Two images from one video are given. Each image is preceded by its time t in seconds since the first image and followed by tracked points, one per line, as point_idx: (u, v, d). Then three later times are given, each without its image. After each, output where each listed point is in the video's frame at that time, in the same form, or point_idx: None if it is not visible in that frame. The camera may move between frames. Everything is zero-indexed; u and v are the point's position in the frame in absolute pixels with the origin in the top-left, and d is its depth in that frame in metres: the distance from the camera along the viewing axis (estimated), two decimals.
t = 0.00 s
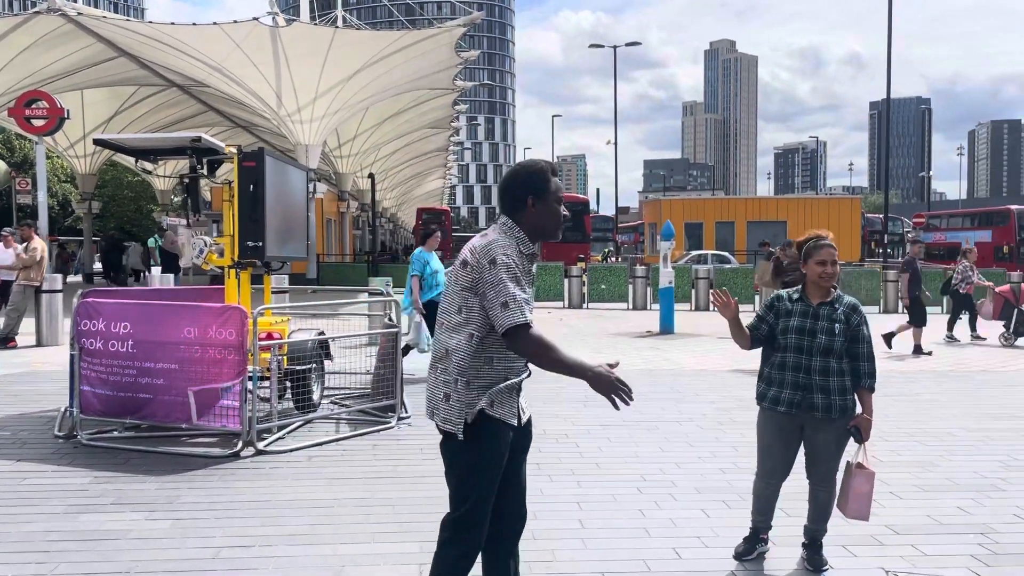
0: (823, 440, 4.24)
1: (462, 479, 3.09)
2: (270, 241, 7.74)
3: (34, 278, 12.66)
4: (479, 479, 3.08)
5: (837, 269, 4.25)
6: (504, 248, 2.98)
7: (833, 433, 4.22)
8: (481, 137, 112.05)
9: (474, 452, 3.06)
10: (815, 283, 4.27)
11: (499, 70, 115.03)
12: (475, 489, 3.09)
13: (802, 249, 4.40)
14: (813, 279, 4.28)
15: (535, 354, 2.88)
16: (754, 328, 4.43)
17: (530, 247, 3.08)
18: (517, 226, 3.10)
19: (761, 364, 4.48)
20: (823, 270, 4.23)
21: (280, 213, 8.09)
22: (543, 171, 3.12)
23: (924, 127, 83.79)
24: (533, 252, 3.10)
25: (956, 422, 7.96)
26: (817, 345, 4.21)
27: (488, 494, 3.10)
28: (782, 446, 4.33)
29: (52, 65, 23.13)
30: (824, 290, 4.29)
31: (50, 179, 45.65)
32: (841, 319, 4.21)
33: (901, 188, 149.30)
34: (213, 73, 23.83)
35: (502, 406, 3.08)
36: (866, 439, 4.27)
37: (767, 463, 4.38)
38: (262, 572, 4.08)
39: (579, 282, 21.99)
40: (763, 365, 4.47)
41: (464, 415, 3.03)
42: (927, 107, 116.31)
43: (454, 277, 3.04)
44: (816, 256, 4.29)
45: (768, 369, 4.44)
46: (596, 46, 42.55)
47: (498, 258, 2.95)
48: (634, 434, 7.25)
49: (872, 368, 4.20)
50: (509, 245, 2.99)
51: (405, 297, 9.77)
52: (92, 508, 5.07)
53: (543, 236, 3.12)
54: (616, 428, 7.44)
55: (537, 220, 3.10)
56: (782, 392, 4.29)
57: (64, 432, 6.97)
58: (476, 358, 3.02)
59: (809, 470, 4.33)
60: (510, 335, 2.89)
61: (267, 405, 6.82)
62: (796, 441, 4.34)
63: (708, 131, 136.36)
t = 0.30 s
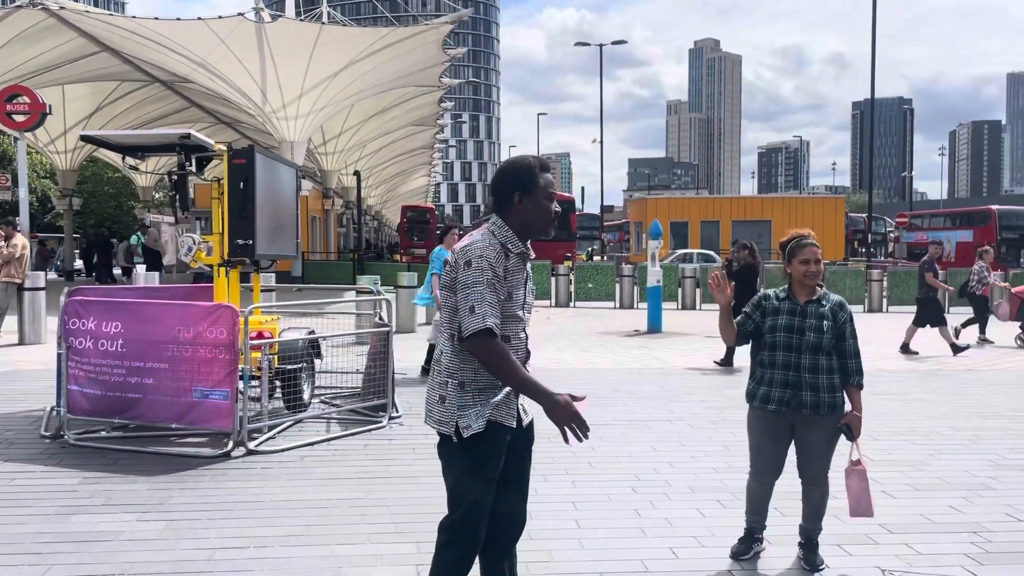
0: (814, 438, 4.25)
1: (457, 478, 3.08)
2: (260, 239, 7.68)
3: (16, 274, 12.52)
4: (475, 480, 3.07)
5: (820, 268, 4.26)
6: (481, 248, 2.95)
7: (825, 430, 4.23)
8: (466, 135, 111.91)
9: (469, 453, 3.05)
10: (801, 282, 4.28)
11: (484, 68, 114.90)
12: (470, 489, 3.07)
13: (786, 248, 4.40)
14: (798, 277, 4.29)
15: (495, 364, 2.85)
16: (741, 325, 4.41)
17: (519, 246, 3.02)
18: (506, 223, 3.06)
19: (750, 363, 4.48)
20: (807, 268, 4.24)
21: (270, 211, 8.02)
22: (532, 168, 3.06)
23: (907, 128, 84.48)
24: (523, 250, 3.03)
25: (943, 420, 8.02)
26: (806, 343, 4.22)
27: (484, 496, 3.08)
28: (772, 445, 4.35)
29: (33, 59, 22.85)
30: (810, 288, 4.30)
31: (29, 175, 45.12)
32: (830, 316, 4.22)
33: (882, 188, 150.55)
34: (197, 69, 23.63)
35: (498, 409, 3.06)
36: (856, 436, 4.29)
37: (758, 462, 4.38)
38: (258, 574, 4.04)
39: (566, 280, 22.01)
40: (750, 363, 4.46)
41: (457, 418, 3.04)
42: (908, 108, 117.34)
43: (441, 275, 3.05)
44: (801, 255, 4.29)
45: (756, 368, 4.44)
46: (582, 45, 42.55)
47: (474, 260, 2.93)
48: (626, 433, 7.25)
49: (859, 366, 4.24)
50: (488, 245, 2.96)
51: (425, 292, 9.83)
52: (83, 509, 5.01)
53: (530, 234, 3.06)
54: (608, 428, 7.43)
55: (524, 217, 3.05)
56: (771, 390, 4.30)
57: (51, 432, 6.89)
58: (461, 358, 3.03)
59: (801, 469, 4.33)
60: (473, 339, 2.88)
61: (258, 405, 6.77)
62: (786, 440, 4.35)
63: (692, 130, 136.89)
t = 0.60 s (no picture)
0: (803, 435, 4.27)
1: (453, 478, 3.05)
2: (252, 236, 7.64)
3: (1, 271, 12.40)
4: (472, 481, 3.04)
5: (805, 265, 4.27)
6: (465, 247, 2.92)
7: (812, 427, 4.26)
8: (454, 134, 111.83)
9: (464, 454, 3.02)
10: (787, 280, 4.28)
11: (472, 66, 114.81)
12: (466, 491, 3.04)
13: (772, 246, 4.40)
14: (784, 275, 4.30)
15: (478, 364, 2.82)
16: (728, 323, 4.41)
17: (507, 243, 2.98)
18: (492, 219, 3.03)
19: (735, 360, 4.50)
20: (791, 266, 4.26)
21: (263, 209, 7.97)
22: (519, 163, 3.03)
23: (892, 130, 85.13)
24: (512, 248, 3.00)
25: (932, 419, 8.09)
26: (792, 339, 4.24)
27: (482, 496, 3.05)
28: (762, 442, 4.36)
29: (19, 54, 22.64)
30: (796, 286, 4.31)
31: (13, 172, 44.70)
32: (816, 312, 4.24)
33: (868, 188, 151.47)
34: (185, 65, 23.48)
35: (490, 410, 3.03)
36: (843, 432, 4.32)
37: (749, 460, 4.40)
38: (256, 572, 4.03)
39: (555, 279, 22.05)
40: (738, 360, 4.47)
41: (451, 418, 3.02)
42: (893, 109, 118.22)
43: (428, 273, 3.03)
44: (788, 252, 4.29)
45: (744, 366, 4.45)
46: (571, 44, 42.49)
47: (457, 260, 2.91)
48: (619, 431, 7.27)
49: (845, 362, 4.28)
50: (473, 243, 2.93)
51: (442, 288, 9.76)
52: (76, 508, 4.97)
53: (517, 230, 3.02)
54: (601, 426, 7.44)
55: (511, 213, 3.01)
56: (758, 386, 4.32)
57: (41, 430, 6.83)
58: (452, 358, 3.02)
59: (792, 466, 4.35)
60: (457, 339, 2.85)
61: (250, 403, 6.73)
62: (775, 438, 4.37)
63: (679, 130, 137.28)
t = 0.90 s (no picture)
0: (792, 433, 4.30)
1: (453, 479, 3.05)
2: (248, 234, 7.62)
3: None
4: (471, 481, 3.05)
5: (791, 262, 4.30)
6: (459, 243, 2.93)
7: (801, 424, 4.28)
8: (447, 133, 111.78)
9: (462, 453, 3.03)
10: (774, 278, 4.32)
11: (464, 66, 114.82)
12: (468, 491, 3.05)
13: (757, 245, 4.44)
14: (770, 273, 4.34)
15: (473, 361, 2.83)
16: (715, 322, 4.46)
17: (500, 240, 3.00)
18: (486, 217, 3.05)
19: (724, 358, 4.53)
20: (778, 264, 4.29)
21: (259, 207, 7.97)
22: (511, 160, 3.04)
23: (883, 131, 85.49)
24: (505, 245, 3.01)
25: (925, 418, 8.14)
26: (780, 337, 4.27)
27: (481, 497, 3.05)
28: (751, 440, 4.40)
29: (10, 50, 22.51)
30: (782, 283, 4.35)
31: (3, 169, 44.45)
32: (802, 310, 4.28)
33: (858, 189, 152.06)
34: (177, 63, 23.40)
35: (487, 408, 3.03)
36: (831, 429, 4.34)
37: (740, 457, 4.43)
38: (255, 570, 4.03)
39: (548, 278, 22.09)
40: (727, 358, 4.51)
41: (447, 416, 3.03)
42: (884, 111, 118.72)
43: (421, 272, 3.04)
44: (773, 250, 4.34)
45: (732, 364, 4.48)
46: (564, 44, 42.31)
47: (451, 256, 2.92)
48: (615, 430, 7.29)
49: (832, 359, 4.30)
50: (467, 239, 2.94)
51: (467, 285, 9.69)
52: (74, 505, 4.97)
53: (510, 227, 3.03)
54: (598, 425, 7.47)
55: (504, 211, 3.03)
56: (746, 384, 4.35)
57: (37, 427, 6.82)
58: (448, 356, 3.03)
59: (783, 464, 4.37)
60: (451, 337, 2.85)
61: (247, 401, 6.71)
62: (766, 435, 4.40)
63: (671, 130, 137.49)
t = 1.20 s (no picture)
0: (783, 433, 4.33)
1: (448, 479, 3.07)
2: (248, 234, 7.64)
3: None
4: (466, 481, 3.06)
5: (779, 260, 4.33)
6: (450, 243, 2.95)
7: (791, 424, 4.31)
8: (444, 133, 111.80)
9: (458, 453, 3.04)
10: (763, 279, 4.35)
11: (462, 66, 114.82)
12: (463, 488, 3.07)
13: (747, 245, 4.47)
14: (760, 274, 4.37)
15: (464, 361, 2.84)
16: (707, 325, 4.48)
17: (491, 237, 3.02)
18: (477, 218, 3.07)
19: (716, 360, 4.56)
20: (767, 262, 4.32)
21: (258, 208, 7.98)
22: (496, 160, 3.05)
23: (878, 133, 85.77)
24: (498, 243, 3.03)
25: (921, 419, 8.17)
26: (770, 338, 4.30)
27: (478, 497, 3.07)
28: (744, 440, 4.42)
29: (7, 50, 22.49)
30: (772, 284, 4.37)
31: None
32: (793, 311, 4.30)
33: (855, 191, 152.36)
34: (176, 62, 23.40)
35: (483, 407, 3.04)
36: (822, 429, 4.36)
37: (733, 458, 4.46)
38: (256, 569, 4.04)
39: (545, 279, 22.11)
40: (719, 359, 4.54)
41: (443, 415, 3.04)
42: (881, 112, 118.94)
43: (415, 272, 3.06)
44: (762, 248, 4.37)
45: (724, 365, 4.51)
46: (562, 44, 42.33)
47: (442, 255, 2.94)
48: (613, 430, 7.32)
49: (822, 359, 4.32)
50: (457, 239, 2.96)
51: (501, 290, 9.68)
52: (75, 504, 4.98)
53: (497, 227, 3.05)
54: (596, 425, 7.50)
55: (493, 211, 3.04)
56: (737, 384, 4.38)
57: (36, 426, 6.83)
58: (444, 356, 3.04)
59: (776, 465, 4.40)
60: (445, 335, 2.87)
61: (246, 400, 6.73)
62: (758, 436, 4.43)
63: (668, 131, 137.56)
